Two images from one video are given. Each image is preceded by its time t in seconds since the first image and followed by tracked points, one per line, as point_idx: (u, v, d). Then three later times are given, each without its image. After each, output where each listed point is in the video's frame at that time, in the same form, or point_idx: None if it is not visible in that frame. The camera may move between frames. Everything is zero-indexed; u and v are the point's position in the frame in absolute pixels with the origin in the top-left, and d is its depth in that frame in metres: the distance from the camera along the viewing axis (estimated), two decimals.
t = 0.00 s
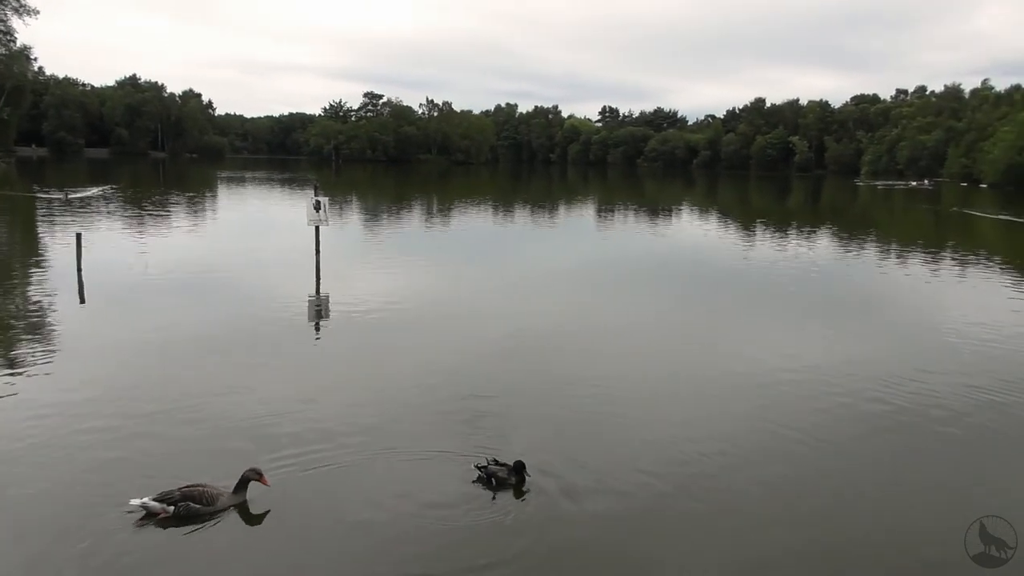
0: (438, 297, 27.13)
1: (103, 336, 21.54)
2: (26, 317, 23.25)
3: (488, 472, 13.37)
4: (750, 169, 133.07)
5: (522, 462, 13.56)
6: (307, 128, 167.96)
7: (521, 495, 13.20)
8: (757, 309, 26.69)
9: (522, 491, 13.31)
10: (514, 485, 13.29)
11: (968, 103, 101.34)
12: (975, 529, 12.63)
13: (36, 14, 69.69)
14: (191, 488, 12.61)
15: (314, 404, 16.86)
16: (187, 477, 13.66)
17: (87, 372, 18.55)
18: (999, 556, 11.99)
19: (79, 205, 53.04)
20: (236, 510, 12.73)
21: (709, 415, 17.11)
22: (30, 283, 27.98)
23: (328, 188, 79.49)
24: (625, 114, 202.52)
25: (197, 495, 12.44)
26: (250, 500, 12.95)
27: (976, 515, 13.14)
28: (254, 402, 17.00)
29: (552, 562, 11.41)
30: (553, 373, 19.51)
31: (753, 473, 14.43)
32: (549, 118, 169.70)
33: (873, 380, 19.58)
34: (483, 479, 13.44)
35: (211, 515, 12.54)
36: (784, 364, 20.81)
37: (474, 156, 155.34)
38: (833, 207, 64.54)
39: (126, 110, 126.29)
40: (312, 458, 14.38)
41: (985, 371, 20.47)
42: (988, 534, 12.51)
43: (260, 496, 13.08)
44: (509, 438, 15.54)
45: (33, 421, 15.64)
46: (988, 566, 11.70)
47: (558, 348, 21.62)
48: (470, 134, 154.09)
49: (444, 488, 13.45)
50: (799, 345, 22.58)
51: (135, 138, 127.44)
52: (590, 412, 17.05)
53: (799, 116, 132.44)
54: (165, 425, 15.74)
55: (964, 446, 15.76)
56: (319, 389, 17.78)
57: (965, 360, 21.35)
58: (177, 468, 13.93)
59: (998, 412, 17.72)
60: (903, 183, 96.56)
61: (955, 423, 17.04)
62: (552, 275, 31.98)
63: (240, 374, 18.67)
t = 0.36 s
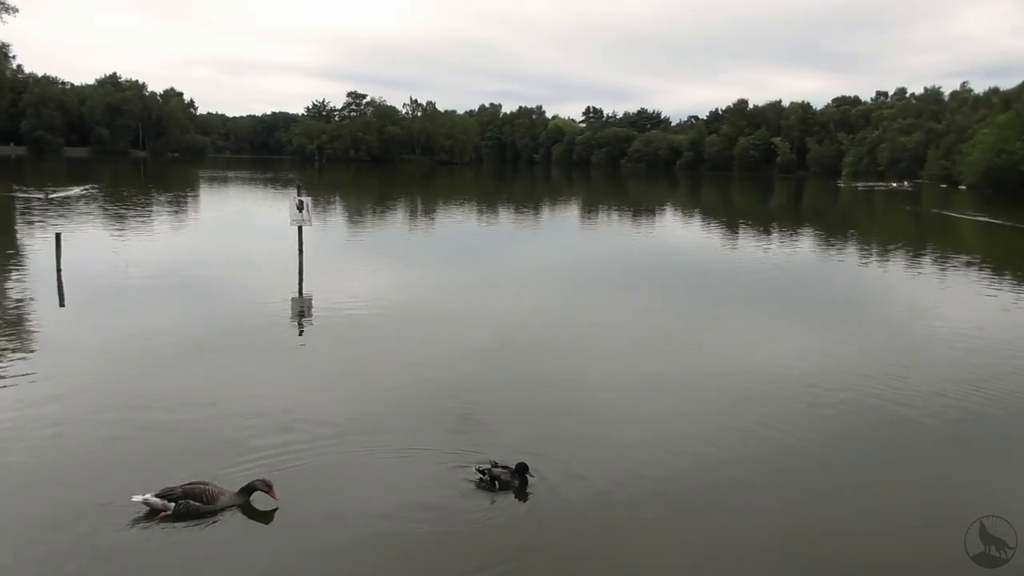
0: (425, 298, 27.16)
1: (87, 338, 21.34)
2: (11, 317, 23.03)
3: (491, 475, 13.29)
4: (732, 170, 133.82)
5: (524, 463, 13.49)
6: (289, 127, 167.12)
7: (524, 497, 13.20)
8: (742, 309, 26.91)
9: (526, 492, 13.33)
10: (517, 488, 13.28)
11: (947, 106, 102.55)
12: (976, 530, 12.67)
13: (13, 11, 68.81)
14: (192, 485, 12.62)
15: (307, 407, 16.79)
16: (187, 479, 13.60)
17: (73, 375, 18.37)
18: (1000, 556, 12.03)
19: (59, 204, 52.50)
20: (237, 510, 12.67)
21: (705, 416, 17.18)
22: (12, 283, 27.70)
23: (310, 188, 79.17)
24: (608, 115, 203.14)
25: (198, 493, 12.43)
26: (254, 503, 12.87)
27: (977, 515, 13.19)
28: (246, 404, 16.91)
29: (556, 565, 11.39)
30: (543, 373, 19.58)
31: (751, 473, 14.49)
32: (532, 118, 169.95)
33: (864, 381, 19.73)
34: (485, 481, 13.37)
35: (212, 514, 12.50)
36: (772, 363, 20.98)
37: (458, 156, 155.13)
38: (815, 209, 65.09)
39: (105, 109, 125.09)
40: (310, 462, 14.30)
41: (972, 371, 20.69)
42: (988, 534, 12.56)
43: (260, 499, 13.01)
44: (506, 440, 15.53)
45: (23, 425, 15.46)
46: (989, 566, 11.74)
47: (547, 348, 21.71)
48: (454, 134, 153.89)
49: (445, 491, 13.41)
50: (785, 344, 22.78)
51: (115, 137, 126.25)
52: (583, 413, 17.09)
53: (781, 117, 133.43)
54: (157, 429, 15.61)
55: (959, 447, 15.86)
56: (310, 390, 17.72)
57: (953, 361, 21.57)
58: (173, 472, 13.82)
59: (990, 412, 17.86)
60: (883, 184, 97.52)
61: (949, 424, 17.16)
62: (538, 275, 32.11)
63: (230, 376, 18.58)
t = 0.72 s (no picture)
0: (411, 298, 27.17)
1: (70, 340, 21.10)
2: None
3: (491, 478, 13.26)
4: (714, 171, 134.68)
5: (526, 466, 13.40)
6: (271, 127, 166.29)
7: (525, 501, 13.14)
8: (726, 309, 27.08)
9: (526, 496, 13.27)
10: (518, 492, 13.24)
11: (925, 109, 103.88)
12: (976, 530, 12.80)
13: None
14: (191, 484, 12.71)
15: (298, 409, 16.71)
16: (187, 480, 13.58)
17: (58, 377, 18.17)
18: (999, 556, 12.16)
19: (38, 204, 51.98)
20: (234, 512, 12.65)
21: (699, 416, 17.26)
22: None
23: (292, 188, 78.91)
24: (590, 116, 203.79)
25: (196, 493, 12.50)
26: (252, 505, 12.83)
27: (976, 515, 13.33)
28: (235, 406, 16.79)
29: (560, 567, 11.42)
30: (532, 374, 19.60)
31: (750, 474, 14.58)
32: (515, 119, 170.22)
33: (854, 381, 19.90)
34: (486, 483, 13.36)
35: (210, 514, 12.53)
36: (759, 363, 21.11)
37: (441, 156, 155.00)
38: (795, 210, 65.66)
39: (84, 108, 123.93)
40: (308, 465, 14.23)
41: (958, 371, 20.95)
42: (988, 534, 12.69)
43: (260, 502, 12.94)
44: (502, 442, 15.51)
45: (14, 428, 15.33)
46: (989, 566, 11.87)
47: (534, 348, 21.74)
48: (436, 135, 153.76)
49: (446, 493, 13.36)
50: (770, 344, 22.95)
51: (94, 136, 125.28)
52: (576, 414, 17.11)
53: (762, 119, 134.55)
54: (152, 431, 15.52)
55: (955, 448, 16.03)
56: (299, 392, 17.62)
57: (938, 360, 21.83)
58: (169, 475, 13.74)
59: (981, 412, 18.08)
60: (862, 185, 98.57)
61: (942, 424, 17.34)
62: (523, 275, 32.20)
63: (217, 378, 18.44)
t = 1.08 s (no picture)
0: (393, 298, 27.12)
1: (51, 342, 20.86)
2: None
3: (490, 480, 13.33)
4: (694, 171, 135.38)
5: (524, 467, 13.48)
6: (251, 125, 165.19)
7: (524, 502, 13.18)
8: (707, 309, 27.26)
9: (524, 498, 13.27)
10: (516, 493, 13.27)
11: (903, 110, 105.08)
12: (977, 529, 12.91)
13: None
14: (185, 485, 12.74)
15: (287, 410, 16.63)
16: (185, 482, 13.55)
17: (41, 380, 17.95)
18: (999, 556, 12.27)
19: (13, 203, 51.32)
20: (228, 511, 12.77)
21: (691, 417, 17.33)
22: None
23: (271, 187, 78.43)
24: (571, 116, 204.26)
25: (192, 492, 12.55)
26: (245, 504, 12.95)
27: (976, 516, 13.45)
28: (223, 407, 16.68)
29: (565, 568, 11.46)
30: (517, 375, 19.61)
31: (747, 474, 14.70)
32: (497, 119, 170.25)
33: (840, 381, 20.10)
34: (485, 486, 13.43)
35: (206, 513, 12.62)
36: (746, 363, 21.28)
37: (422, 156, 154.66)
38: (774, 210, 66.11)
39: (60, 106, 122.50)
40: (306, 467, 14.19)
41: (941, 370, 21.21)
42: (987, 534, 12.81)
43: (260, 504, 12.90)
44: (498, 443, 15.51)
45: (7, 430, 15.23)
46: (990, 566, 11.98)
47: (518, 348, 21.76)
48: (418, 134, 153.39)
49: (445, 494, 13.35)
50: (753, 344, 23.11)
51: (70, 134, 124.02)
52: (571, 414, 17.18)
53: (742, 120, 135.44)
54: (147, 432, 15.46)
55: (948, 447, 16.20)
56: (288, 393, 17.55)
57: (920, 360, 22.11)
58: (164, 477, 13.61)
59: (970, 412, 18.28)
60: (840, 185, 99.53)
61: (933, 424, 17.52)
62: (505, 275, 32.22)
63: (202, 379, 18.31)
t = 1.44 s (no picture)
0: (381, 299, 27.01)
1: (35, 344, 20.64)
2: None
3: (489, 482, 13.33)
4: (675, 171, 135.93)
5: (522, 470, 13.47)
6: (231, 126, 164.08)
7: (522, 504, 13.13)
8: (693, 308, 27.38)
9: (522, 500, 13.24)
10: (515, 495, 13.23)
11: (881, 109, 106.07)
12: (977, 529, 12.96)
13: None
14: (183, 487, 12.74)
15: (277, 412, 16.52)
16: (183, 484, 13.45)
17: (29, 382, 17.78)
18: (998, 556, 12.34)
19: None
20: (226, 512, 12.74)
21: (684, 416, 17.38)
22: None
23: (251, 188, 77.94)
24: (553, 116, 204.54)
25: (190, 494, 12.53)
26: (243, 505, 12.94)
27: (977, 515, 13.50)
28: (212, 409, 16.56)
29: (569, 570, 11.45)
30: (505, 374, 19.62)
31: (746, 475, 14.72)
32: (479, 119, 170.13)
33: (828, 379, 20.23)
34: (484, 488, 13.43)
35: (204, 515, 12.58)
36: (738, 363, 21.35)
37: (403, 156, 154.25)
38: (755, 209, 66.60)
39: (36, 106, 121.15)
40: (304, 469, 14.12)
41: (927, 368, 21.41)
42: (988, 534, 12.86)
43: (260, 508, 12.81)
44: (493, 444, 15.47)
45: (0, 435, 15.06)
46: (991, 566, 12.03)
47: (506, 348, 21.77)
48: (399, 134, 152.97)
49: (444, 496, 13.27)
50: (741, 343, 23.23)
51: (47, 135, 122.54)
52: (567, 414, 17.17)
53: (722, 120, 136.23)
54: (142, 434, 15.35)
55: (943, 447, 16.29)
56: (281, 396, 17.41)
57: (905, 357, 22.33)
58: (162, 481, 13.52)
59: (962, 410, 18.42)
60: (820, 185, 100.28)
61: (926, 422, 17.62)
62: (490, 275, 32.18)
63: (189, 381, 18.17)
